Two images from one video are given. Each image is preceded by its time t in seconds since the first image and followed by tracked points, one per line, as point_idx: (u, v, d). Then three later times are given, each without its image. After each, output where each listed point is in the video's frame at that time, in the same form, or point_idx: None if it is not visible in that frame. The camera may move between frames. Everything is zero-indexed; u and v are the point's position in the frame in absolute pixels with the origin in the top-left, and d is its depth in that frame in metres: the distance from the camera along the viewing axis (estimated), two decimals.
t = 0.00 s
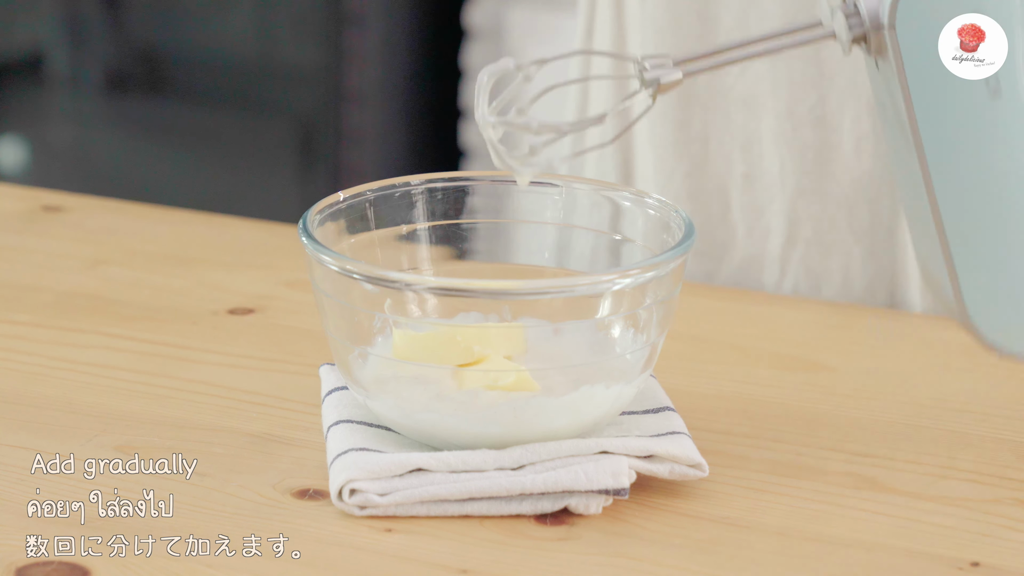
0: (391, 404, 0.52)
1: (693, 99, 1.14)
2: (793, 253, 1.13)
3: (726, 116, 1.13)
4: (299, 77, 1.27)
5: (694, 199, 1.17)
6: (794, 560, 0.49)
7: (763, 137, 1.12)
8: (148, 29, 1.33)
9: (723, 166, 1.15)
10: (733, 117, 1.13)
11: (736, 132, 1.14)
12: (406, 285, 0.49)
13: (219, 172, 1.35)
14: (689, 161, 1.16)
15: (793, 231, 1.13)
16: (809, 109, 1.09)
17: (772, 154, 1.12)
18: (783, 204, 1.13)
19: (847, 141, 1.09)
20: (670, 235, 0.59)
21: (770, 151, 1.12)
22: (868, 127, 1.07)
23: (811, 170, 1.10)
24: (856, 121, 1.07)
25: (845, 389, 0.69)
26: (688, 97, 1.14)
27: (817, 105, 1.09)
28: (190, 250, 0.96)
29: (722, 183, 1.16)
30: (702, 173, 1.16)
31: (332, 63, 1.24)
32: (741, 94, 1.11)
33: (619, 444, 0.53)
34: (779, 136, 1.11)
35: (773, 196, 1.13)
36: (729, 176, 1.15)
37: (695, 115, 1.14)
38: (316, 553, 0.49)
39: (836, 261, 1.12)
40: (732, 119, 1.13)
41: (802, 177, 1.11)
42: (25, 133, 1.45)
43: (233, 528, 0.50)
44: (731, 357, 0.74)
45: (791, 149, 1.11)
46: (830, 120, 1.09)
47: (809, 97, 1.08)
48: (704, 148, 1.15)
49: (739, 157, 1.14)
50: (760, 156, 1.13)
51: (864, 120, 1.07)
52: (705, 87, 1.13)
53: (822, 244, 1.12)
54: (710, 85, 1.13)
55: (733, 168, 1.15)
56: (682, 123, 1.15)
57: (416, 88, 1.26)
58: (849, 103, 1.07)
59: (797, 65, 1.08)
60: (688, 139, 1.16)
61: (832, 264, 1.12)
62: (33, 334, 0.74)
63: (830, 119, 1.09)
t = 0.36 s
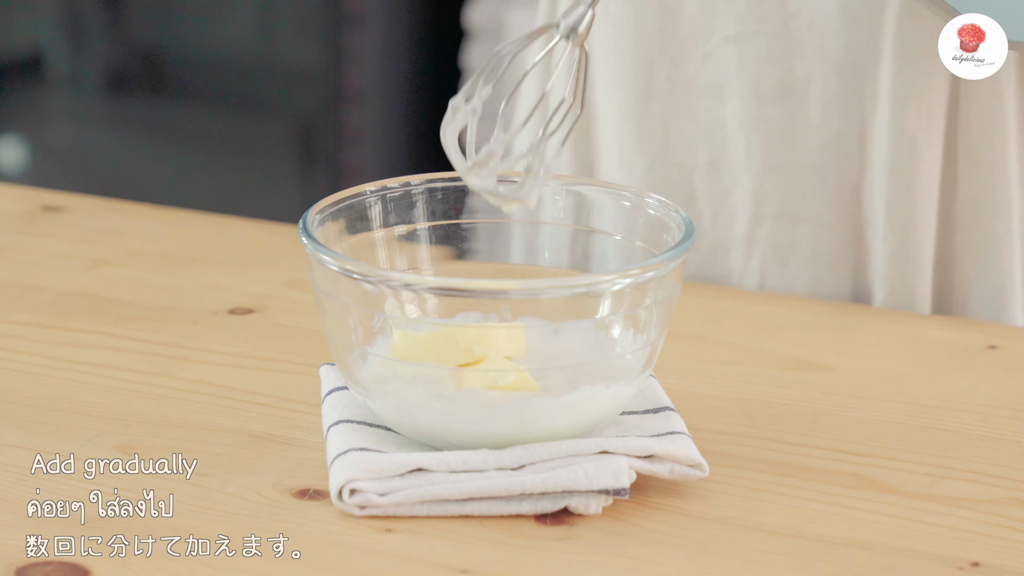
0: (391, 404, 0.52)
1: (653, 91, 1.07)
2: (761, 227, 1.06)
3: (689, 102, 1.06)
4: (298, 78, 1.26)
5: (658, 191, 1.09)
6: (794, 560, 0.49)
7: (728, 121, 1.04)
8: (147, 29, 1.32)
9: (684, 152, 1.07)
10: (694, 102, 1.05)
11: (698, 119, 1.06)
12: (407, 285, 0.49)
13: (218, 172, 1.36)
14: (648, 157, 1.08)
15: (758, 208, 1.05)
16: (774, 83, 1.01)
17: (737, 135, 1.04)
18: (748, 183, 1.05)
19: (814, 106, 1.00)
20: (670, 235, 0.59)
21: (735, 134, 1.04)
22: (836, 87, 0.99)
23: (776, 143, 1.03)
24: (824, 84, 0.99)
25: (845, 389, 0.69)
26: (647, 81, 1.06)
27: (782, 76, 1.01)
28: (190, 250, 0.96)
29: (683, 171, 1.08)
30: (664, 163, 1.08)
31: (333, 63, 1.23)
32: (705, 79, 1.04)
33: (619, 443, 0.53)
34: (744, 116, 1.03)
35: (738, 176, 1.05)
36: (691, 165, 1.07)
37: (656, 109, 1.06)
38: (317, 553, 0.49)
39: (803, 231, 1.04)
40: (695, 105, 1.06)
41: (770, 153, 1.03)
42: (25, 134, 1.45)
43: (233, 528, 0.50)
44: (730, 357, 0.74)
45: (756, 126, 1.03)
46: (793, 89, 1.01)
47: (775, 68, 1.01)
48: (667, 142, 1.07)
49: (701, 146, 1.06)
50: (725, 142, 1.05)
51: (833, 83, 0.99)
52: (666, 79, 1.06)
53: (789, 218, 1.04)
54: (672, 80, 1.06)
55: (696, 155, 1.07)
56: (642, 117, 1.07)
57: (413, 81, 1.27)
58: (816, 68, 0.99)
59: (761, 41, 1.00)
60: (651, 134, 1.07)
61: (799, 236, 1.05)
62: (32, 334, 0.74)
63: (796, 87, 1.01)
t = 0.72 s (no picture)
0: (391, 403, 0.52)
1: (640, 88, 1.11)
2: (744, 229, 1.09)
3: (676, 101, 1.10)
4: (298, 78, 1.26)
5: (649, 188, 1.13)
6: (794, 561, 0.49)
7: (712, 116, 1.08)
8: (147, 29, 1.32)
9: (673, 150, 1.12)
10: (683, 101, 1.10)
11: (684, 116, 1.10)
12: (406, 285, 0.49)
13: (217, 172, 1.36)
14: (636, 156, 1.12)
15: (744, 205, 1.08)
16: (757, 79, 1.04)
17: (721, 131, 1.08)
18: (733, 178, 1.08)
19: (795, 101, 1.04)
20: (670, 236, 0.59)
21: (720, 129, 1.08)
22: (816, 81, 1.03)
23: (760, 137, 1.06)
24: (804, 78, 1.03)
25: (845, 389, 0.69)
26: (635, 80, 1.11)
27: (762, 72, 1.04)
28: (191, 250, 0.96)
29: (672, 167, 1.12)
30: (653, 162, 1.13)
31: (333, 64, 1.24)
32: (690, 76, 1.09)
33: (619, 443, 0.53)
34: (728, 112, 1.06)
35: (723, 174, 1.09)
36: (680, 162, 1.12)
37: (642, 105, 1.11)
38: (317, 553, 0.49)
39: (789, 224, 1.08)
40: (684, 104, 1.10)
41: (754, 146, 1.06)
42: (25, 133, 1.45)
43: (233, 529, 0.50)
44: (730, 356, 0.74)
45: (740, 121, 1.06)
46: (775, 84, 1.05)
47: (756, 63, 1.04)
48: (653, 139, 1.12)
49: (689, 142, 1.10)
50: (710, 137, 1.09)
51: (814, 76, 1.03)
52: (651, 76, 1.10)
53: (774, 212, 1.08)
54: (657, 76, 1.10)
55: (683, 152, 1.11)
56: (629, 115, 1.12)
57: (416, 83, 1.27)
58: (796, 63, 1.03)
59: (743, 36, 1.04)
60: (638, 131, 1.12)
61: (785, 230, 1.08)
62: (32, 333, 0.74)
63: (778, 82, 1.04)
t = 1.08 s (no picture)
0: (391, 401, 0.52)
1: (637, 92, 1.09)
2: (740, 232, 1.09)
3: (671, 104, 1.09)
4: (298, 78, 1.26)
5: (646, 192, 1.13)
6: (794, 560, 0.49)
7: (706, 120, 1.07)
8: (147, 30, 1.32)
9: (666, 155, 1.11)
10: (675, 105, 1.09)
11: (679, 120, 1.09)
12: (408, 283, 0.49)
13: (217, 172, 1.36)
14: (632, 160, 1.12)
15: (739, 208, 1.08)
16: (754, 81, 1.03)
17: (716, 135, 1.07)
18: (728, 181, 1.08)
19: (793, 103, 1.03)
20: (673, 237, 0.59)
21: (715, 132, 1.07)
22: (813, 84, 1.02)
23: (756, 139, 1.05)
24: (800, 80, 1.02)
25: (844, 389, 0.69)
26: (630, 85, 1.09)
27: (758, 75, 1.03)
28: (191, 250, 0.96)
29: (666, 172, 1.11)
30: (646, 165, 1.12)
31: (333, 64, 1.24)
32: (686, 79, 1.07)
33: (619, 443, 0.53)
34: (721, 113, 1.05)
35: (717, 177, 1.08)
36: (671, 166, 1.11)
37: (639, 109, 1.10)
38: (317, 553, 0.49)
39: (786, 225, 1.08)
40: (678, 107, 1.09)
41: (748, 148, 1.06)
42: (25, 134, 1.45)
43: (233, 529, 0.50)
44: (729, 357, 0.74)
45: (736, 124, 1.05)
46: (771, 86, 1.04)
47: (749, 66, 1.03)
48: (648, 142, 1.11)
49: (682, 145, 1.09)
50: (704, 141, 1.08)
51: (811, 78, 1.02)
52: (648, 80, 1.08)
53: (771, 214, 1.08)
54: (653, 79, 1.08)
55: (676, 155, 1.10)
56: (625, 118, 1.11)
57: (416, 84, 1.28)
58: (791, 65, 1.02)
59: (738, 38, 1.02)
60: (633, 135, 1.11)
61: (782, 231, 1.08)
62: (32, 333, 0.74)
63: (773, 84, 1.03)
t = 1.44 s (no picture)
0: (391, 403, 0.52)
1: (638, 93, 1.10)
2: (740, 233, 1.09)
3: (671, 106, 1.09)
4: (298, 78, 1.26)
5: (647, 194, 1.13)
6: (793, 561, 0.49)
7: (707, 122, 1.07)
8: (146, 29, 1.32)
9: (666, 157, 1.11)
10: (676, 107, 1.09)
11: (679, 122, 1.09)
12: (408, 284, 0.49)
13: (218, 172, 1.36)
14: (632, 162, 1.12)
15: (738, 208, 1.08)
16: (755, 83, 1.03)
17: (717, 137, 1.07)
18: (727, 183, 1.08)
19: (794, 104, 1.03)
20: (672, 238, 0.59)
21: (716, 134, 1.07)
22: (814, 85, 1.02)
23: (755, 140, 1.05)
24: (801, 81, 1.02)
25: (845, 389, 0.69)
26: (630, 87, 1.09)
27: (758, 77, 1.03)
28: (191, 250, 0.96)
29: (665, 174, 1.12)
30: (645, 168, 1.12)
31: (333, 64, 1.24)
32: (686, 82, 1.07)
33: (619, 444, 0.53)
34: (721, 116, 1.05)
35: (718, 179, 1.08)
36: (671, 168, 1.11)
37: (639, 112, 1.10)
38: (317, 553, 0.49)
39: (786, 226, 1.08)
40: (678, 108, 1.09)
41: (748, 150, 1.06)
42: (25, 133, 1.45)
43: (233, 529, 0.50)
44: (729, 357, 0.74)
45: (736, 127, 1.05)
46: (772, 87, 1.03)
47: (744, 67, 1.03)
48: (648, 144, 1.11)
49: (682, 147, 1.09)
50: (704, 143, 1.08)
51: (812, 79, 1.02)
52: (648, 83, 1.09)
53: (771, 215, 1.08)
54: (654, 81, 1.08)
55: (676, 157, 1.10)
56: (625, 121, 1.11)
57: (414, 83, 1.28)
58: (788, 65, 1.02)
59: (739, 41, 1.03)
60: (633, 137, 1.11)
61: (782, 231, 1.08)
62: (32, 334, 0.74)
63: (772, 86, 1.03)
